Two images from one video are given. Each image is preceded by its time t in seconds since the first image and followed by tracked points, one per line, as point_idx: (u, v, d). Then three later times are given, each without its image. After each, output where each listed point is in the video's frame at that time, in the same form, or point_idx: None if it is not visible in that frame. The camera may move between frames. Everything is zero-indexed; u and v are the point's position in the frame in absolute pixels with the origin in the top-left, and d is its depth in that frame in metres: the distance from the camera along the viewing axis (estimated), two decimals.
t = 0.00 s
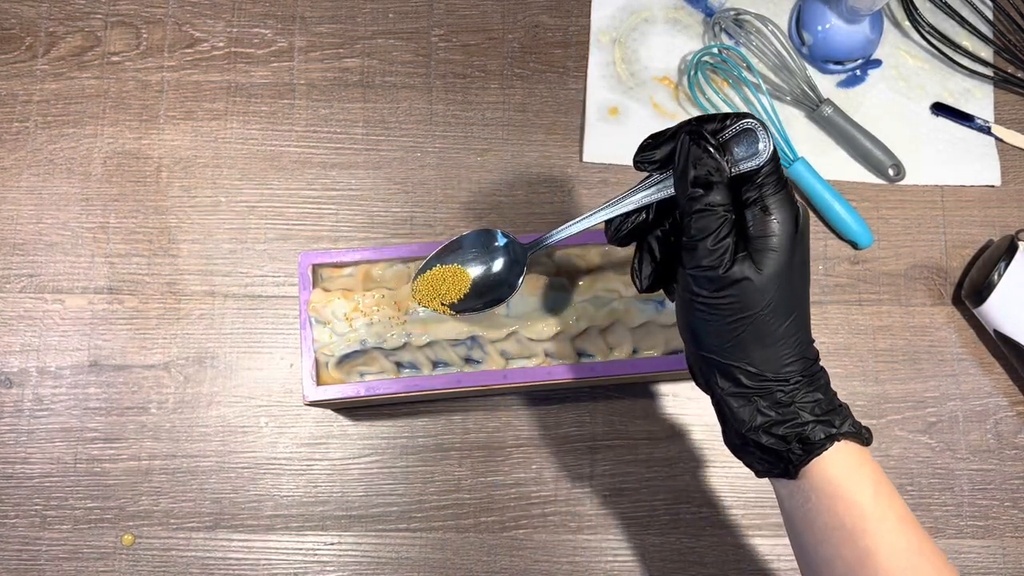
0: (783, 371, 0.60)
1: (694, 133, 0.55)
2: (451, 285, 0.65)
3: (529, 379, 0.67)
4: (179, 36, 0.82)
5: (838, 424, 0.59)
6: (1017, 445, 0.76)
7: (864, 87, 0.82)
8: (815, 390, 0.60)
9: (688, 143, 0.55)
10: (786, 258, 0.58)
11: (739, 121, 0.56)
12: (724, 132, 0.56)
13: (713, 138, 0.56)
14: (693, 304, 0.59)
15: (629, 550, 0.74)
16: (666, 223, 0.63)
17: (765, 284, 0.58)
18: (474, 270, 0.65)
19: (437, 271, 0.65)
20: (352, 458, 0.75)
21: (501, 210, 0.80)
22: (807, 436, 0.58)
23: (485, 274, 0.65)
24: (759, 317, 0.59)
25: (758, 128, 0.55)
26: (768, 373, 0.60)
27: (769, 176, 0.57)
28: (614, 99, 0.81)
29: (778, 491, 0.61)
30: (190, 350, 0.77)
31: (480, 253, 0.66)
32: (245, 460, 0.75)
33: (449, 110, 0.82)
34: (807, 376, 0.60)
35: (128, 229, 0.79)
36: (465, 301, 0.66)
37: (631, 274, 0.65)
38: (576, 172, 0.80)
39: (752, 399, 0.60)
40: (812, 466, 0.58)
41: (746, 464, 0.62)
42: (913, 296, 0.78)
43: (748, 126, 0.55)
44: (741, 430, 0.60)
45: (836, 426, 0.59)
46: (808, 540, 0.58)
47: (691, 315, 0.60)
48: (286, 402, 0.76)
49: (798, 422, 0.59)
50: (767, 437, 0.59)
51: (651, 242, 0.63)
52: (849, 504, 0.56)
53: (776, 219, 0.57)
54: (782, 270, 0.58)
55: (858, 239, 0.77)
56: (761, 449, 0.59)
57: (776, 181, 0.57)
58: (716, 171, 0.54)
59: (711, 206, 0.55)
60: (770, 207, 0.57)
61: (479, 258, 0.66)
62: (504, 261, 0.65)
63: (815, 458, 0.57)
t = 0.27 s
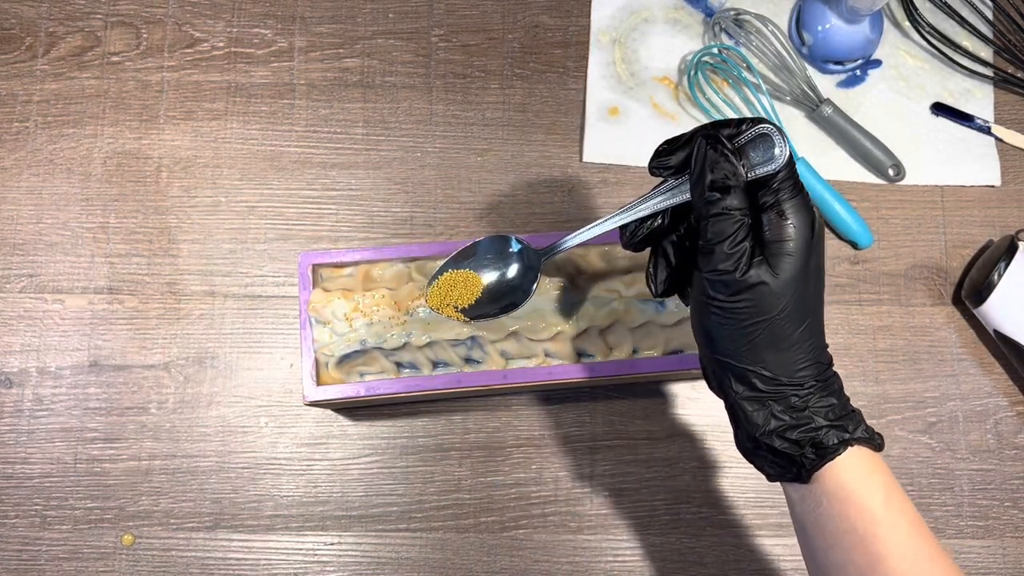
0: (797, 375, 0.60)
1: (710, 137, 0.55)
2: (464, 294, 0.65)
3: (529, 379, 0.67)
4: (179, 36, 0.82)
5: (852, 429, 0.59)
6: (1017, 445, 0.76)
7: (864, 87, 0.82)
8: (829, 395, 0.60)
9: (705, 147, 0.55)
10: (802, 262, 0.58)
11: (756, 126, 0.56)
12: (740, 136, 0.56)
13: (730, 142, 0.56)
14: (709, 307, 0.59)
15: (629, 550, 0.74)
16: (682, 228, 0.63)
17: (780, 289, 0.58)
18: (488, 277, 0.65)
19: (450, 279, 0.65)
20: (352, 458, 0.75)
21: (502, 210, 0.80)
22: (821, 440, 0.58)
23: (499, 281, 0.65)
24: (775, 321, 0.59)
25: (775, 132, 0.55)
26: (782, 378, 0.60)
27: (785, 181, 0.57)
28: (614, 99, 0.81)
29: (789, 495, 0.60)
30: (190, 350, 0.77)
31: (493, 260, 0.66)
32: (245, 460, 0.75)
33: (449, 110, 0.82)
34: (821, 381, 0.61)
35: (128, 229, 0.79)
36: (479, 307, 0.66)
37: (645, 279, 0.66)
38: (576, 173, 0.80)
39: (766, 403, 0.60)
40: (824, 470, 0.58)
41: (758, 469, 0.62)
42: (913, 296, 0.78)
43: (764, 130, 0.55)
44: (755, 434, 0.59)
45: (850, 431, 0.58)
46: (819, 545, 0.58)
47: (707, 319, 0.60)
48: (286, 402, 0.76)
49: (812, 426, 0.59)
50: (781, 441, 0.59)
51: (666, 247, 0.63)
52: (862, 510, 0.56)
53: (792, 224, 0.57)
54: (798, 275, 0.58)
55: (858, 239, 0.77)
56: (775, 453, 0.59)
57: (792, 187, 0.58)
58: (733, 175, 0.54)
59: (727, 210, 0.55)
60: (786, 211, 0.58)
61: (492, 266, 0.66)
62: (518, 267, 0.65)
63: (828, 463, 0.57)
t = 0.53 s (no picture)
0: (814, 379, 0.60)
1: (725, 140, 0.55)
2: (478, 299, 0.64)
3: (529, 379, 0.67)
4: (179, 36, 0.82)
5: (868, 433, 0.58)
6: (1017, 445, 0.76)
7: (864, 87, 0.82)
8: (846, 399, 0.60)
9: (720, 150, 0.54)
10: (819, 266, 0.57)
11: (771, 129, 0.56)
12: (756, 140, 0.56)
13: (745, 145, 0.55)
14: (725, 311, 0.59)
15: (629, 550, 0.74)
16: (697, 231, 0.63)
17: (797, 292, 0.57)
18: (503, 282, 0.64)
19: (463, 281, 0.65)
20: (352, 458, 0.75)
21: (502, 210, 0.80)
22: (838, 445, 0.58)
23: (514, 285, 0.65)
24: (791, 325, 0.58)
25: (791, 135, 0.55)
26: (799, 382, 0.60)
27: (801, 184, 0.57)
28: (614, 99, 0.81)
29: (804, 498, 0.61)
30: (190, 350, 0.77)
31: (508, 264, 0.65)
32: (245, 460, 0.75)
33: (449, 110, 0.82)
34: (838, 384, 0.60)
35: (128, 229, 0.79)
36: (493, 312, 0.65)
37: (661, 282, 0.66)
38: (576, 172, 0.80)
39: (783, 407, 0.59)
40: (840, 474, 0.58)
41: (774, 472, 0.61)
42: (913, 296, 0.78)
43: (779, 134, 0.55)
44: (771, 438, 0.59)
45: (867, 435, 0.58)
46: (834, 548, 0.58)
47: (723, 323, 0.60)
48: (286, 402, 0.76)
49: (829, 430, 0.58)
50: (798, 445, 0.58)
51: (682, 251, 0.63)
52: (879, 515, 0.56)
53: (809, 228, 0.57)
54: (814, 278, 0.58)
55: (858, 239, 0.76)
56: (791, 457, 0.59)
57: (808, 191, 0.57)
58: (748, 178, 0.54)
59: (743, 214, 0.55)
60: (802, 215, 0.57)
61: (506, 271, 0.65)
62: (532, 273, 0.65)
63: (844, 467, 0.57)
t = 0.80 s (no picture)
0: (820, 386, 0.60)
1: (731, 148, 0.55)
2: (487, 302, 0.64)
3: (529, 379, 0.67)
4: (179, 36, 0.82)
5: (874, 441, 0.58)
6: (1017, 445, 0.76)
7: (864, 87, 0.82)
8: (851, 407, 0.60)
9: (727, 158, 0.54)
10: (825, 274, 0.57)
11: (778, 137, 0.56)
12: (763, 147, 0.56)
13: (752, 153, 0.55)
14: (731, 319, 0.59)
15: (629, 550, 0.74)
16: (705, 237, 0.63)
17: (803, 301, 0.57)
18: (510, 286, 0.65)
19: (472, 287, 0.65)
20: (352, 458, 0.75)
21: (502, 210, 0.80)
22: (843, 453, 0.58)
23: (521, 290, 0.65)
24: (797, 333, 0.58)
25: (798, 143, 0.54)
26: (805, 390, 0.59)
27: (807, 193, 0.57)
28: (614, 99, 0.81)
29: (811, 505, 0.61)
30: (190, 351, 0.77)
31: (516, 269, 0.66)
32: (245, 460, 0.75)
33: (449, 110, 0.82)
34: (844, 393, 0.60)
35: (128, 229, 0.79)
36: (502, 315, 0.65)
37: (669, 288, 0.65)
38: (576, 173, 0.80)
39: (788, 414, 0.60)
40: (845, 482, 0.58)
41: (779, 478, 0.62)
42: (913, 296, 0.78)
43: (787, 141, 0.55)
44: (777, 445, 0.59)
45: (871, 443, 0.58)
46: (841, 556, 0.58)
47: (728, 330, 0.59)
48: (286, 402, 0.76)
49: (834, 438, 0.58)
50: (802, 453, 0.58)
51: (690, 257, 0.63)
52: (885, 523, 0.56)
53: (815, 236, 0.57)
54: (821, 286, 0.57)
55: (858, 239, 0.76)
56: (796, 465, 0.59)
57: (814, 198, 0.57)
58: (755, 186, 0.54)
59: (749, 222, 0.55)
60: (809, 222, 0.57)
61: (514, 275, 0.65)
62: (540, 277, 0.65)
63: (850, 475, 0.57)
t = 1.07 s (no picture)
0: (841, 391, 0.60)
1: (762, 149, 0.55)
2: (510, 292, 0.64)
3: (529, 379, 0.67)
4: (179, 36, 0.82)
5: (895, 447, 0.58)
6: (1017, 445, 0.76)
7: (864, 87, 0.82)
8: (873, 413, 0.60)
9: (756, 160, 0.55)
10: (850, 279, 0.57)
11: (808, 141, 0.56)
12: (793, 150, 0.56)
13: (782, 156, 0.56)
14: (754, 320, 0.59)
15: (628, 550, 0.74)
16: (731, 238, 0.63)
17: (827, 305, 0.57)
18: (532, 276, 0.64)
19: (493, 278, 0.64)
20: (352, 458, 0.75)
21: (502, 210, 0.80)
22: (863, 457, 0.58)
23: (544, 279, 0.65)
24: (820, 337, 0.58)
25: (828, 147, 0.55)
26: (827, 394, 0.59)
27: (836, 197, 0.57)
28: (614, 99, 0.81)
29: (829, 509, 0.61)
30: (190, 351, 0.77)
31: (539, 260, 0.65)
32: (245, 460, 0.75)
33: (449, 110, 0.82)
34: (865, 398, 0.60)
35: (128, 229, 0.79)
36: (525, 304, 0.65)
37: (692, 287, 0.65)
38: (576, 172, 0.80)
39: (809, 418, 0.59)
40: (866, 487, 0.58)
41: (798, 481, 0.62)
42: (913, 296, 0.78)
43: (817, 145, 0.56)
44: (796, 448, 0.59)
45: (893, 449, 0.58)
46: (859, 562, 0.58)
47: (752, 332, 0.60)
48: (286, 402, 0.76)
49: (855, 443, 0.58)
50: (822, 457, 0.58)
51: (714, 257, 0.63)
52: (904, 529, 0.56)
53: (842, 240, 0.57)
54: (846, 291, 0.57)
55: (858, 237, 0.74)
56: (816, 468, 0.59)
57: (843, 203, 0.57)
58: (784, 188, 0.54)
59: (777, 223, 0.55)
60: (837, 227, 0.57)
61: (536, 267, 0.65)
62: (563, 268, 0.64)
63: (871, 480, 0.57)
